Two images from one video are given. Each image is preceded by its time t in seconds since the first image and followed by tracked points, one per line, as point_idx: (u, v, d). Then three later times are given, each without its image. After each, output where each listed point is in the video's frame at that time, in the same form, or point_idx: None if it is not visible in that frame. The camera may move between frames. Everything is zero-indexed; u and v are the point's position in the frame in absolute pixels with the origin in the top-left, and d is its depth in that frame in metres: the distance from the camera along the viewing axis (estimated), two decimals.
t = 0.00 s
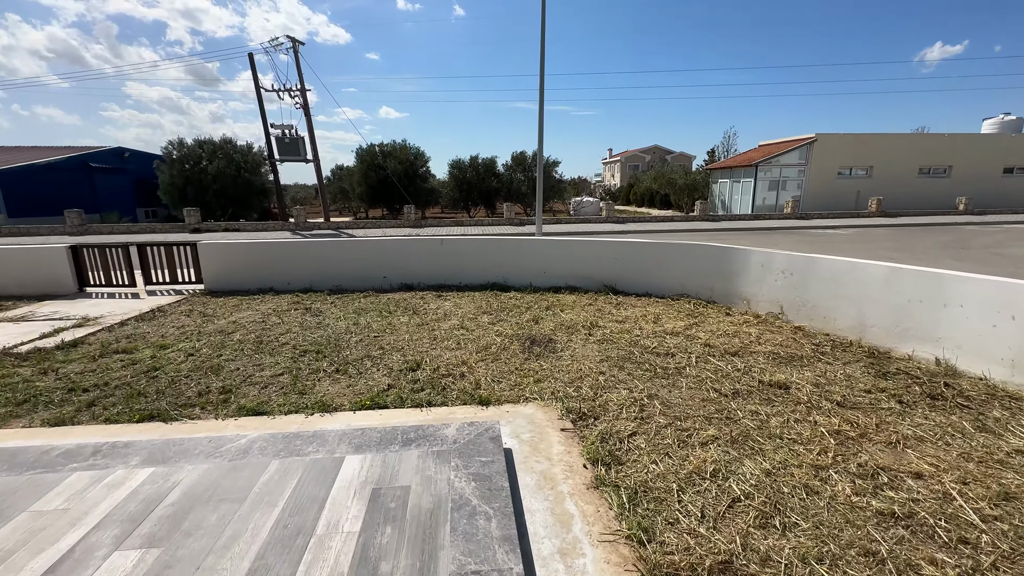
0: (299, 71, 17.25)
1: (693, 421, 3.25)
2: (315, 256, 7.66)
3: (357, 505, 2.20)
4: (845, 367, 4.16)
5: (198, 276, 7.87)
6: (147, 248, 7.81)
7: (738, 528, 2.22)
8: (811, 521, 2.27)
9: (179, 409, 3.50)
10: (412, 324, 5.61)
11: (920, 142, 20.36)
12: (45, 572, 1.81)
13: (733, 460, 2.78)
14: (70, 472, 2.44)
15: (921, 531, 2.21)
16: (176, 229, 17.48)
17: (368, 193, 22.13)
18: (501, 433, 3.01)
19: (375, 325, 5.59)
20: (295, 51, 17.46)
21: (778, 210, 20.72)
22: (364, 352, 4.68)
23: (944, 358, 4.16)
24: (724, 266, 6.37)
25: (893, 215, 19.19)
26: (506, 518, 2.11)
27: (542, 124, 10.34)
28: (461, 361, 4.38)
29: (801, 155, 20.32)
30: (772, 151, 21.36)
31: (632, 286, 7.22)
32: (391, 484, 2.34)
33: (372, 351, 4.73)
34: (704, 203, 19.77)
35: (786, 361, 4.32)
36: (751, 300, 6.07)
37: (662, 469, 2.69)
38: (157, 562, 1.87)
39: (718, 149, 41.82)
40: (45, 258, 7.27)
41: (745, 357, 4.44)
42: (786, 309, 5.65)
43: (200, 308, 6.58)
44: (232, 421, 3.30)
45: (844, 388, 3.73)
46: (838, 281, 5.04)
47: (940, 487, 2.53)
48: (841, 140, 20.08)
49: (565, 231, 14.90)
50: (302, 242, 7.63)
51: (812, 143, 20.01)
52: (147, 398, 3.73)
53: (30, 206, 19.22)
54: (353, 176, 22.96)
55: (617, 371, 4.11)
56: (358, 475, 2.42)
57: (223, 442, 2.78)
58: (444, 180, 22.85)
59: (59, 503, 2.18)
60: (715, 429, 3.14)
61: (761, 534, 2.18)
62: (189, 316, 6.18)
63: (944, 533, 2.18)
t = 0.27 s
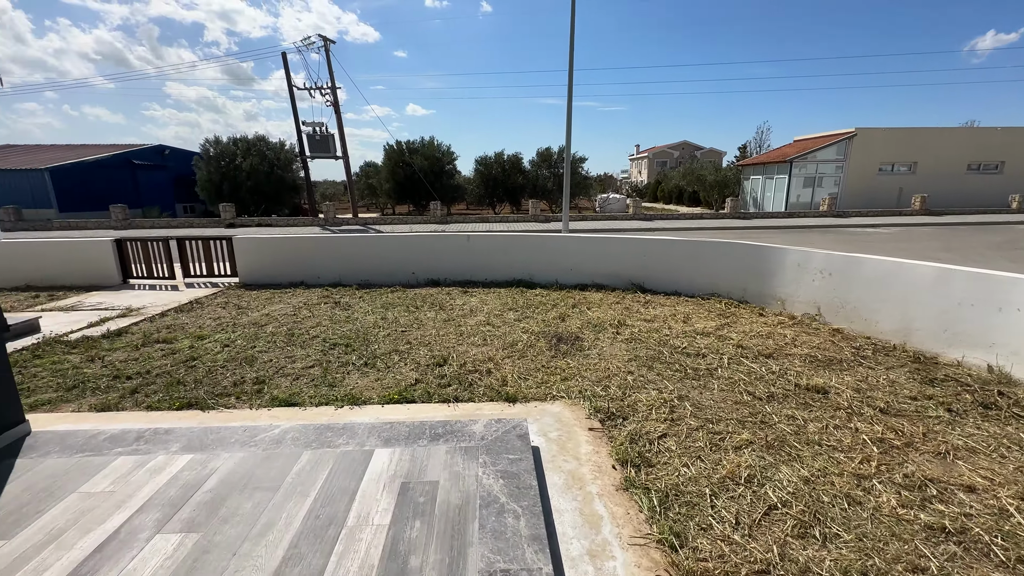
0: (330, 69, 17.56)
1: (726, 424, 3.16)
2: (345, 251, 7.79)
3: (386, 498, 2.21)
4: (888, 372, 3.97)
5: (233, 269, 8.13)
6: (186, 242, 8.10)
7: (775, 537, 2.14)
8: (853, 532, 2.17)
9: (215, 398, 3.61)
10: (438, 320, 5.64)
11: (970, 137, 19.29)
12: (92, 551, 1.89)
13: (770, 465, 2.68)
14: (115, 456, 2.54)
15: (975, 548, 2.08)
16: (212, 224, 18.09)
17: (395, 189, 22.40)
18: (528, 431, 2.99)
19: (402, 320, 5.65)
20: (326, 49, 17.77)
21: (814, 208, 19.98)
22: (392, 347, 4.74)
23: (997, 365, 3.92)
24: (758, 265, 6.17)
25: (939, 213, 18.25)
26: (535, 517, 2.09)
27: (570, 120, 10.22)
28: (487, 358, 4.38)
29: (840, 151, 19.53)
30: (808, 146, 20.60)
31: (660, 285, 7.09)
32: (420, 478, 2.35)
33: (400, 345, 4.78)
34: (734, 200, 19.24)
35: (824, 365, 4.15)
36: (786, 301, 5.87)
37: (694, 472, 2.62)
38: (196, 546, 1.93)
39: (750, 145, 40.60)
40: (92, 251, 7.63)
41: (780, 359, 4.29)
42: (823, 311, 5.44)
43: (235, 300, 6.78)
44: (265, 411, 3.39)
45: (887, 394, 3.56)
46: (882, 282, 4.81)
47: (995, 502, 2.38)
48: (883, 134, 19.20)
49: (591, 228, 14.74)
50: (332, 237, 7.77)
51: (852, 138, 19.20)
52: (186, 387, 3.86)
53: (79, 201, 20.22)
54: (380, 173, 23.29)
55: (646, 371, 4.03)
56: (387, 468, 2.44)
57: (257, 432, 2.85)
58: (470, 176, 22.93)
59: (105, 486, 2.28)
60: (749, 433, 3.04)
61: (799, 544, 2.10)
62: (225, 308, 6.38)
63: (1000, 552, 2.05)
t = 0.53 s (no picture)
0: (358, 68, 17.81)
1: (757, 428, 3.06)
2: (371, 247, 7.89)
3: (410, 493, 2.22)
4: (932, 379, 3.77)
5: (264, 264, 8.35)
6: (220, 237, 8.36)
7: (810, 548, 2.06)
8: (895, 547, 2.06)
9: (246, 389, 3.71)
10: (462, 316, 5.65)
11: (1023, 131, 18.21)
12: (130, 534, 1.95)
13: (804, 473, 2.58)
14: (152, 443, 2.63)
15: None
16: (245, 220, 18.64)
17: (421, 186, 22.58)
18: (553, 430, 2.97)
19: (427, 316, 5.68)
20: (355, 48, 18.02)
21: (850, 206, 19.17)
22: (416, 342, 4.78)
23: None
24: (792, 265, 5.96)
25: (986, 212, 17.32)
26: (559, 518, 2.07)
27: (597, 116, 10.10)
28: (511, 355, 4.36)
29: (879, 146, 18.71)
30: (845, 141, 19.81)
31: (688, 284, 6.93)
32: (444, 474, 2.36)
33: (424, 341, 4.81)
34: (766, 198, 18.68)
35: (862, 370, 3.98)
36: (821, 302, 5.66)
37: (723, 478, 2.54)
38: (227, 534, 1.97)
39: (782, 139, 39.42)
40: (133, 245, 7.95)
41: (815, 363, 4.13)
42: (861, 313, 5.21)
43: (266, 294, 6.96)
44: (293, 403, 3.45)
45: (931, 402, 3.38)
46: (926, 284, 4.57)
47: None
48: (927, 129, 18.31)
49: (616, 225, 14.53)
50: (359, 233, 7.88)
51: (893, 132, 18.37)
52: (218, 377, 3.98)
53: (121, 197, 21.13)
54: (406, 170, 23.52)
55: (673, 372, 3.94)
56: (411, 463, 2.45)
57: (286, 423, 2.90)
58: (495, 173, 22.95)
59: (143, 471, 2.36)
60: (782, 438, 2.93)
61: (837, 557, 2.01)
62: (256, 302, 6.55)
63: None
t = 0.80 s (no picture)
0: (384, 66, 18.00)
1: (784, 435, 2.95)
2: (394, 243, 7.95)
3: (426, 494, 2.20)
4: (980, 389, 3.54)
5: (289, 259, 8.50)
6: (248, 232, 8.55)
7: (847, 568, 1.93)
8: (940, 571, 1.92)
9: (269, 383, 3.76)
10: (482, 314, 5.62)
11: None
12: (151, 526, 1.98)
13: (839, 486, 2.44)
14: (176, 435, 2.68)
15: None
16: (273, 216, 19.08)
17: (444, 183, 22.70)
18: (571, 433, 2.89)
19: (447, 313, 5.67)
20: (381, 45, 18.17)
21: (888, 204, 18.39)
22: (437, 339, 4.77)
23: None
24: (826, 265, 5.71)
25: None
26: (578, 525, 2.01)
27: (622, 112, 9.92)
28: (531, 354, 4.30)
29: (921, 142, 17.85)
30: (884, 137, 18.98)
31: (715, 285, 6.74)
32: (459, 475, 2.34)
33: (444, 338, 4.80)
34: (798, 196, 18.07)
35: (903, 377, 3.76)
36: (857, 306, 5.40)
37: (752, 489, 2.42)
38: (245, 528, 1.98)
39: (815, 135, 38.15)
40: (166, 239, 8.20)
41: (850, 369, 3.93)
42: (901, 318, 4.95)
43: (291, 289, 7.08)
44: (314, 398, 3.48)
45: (979, 415, 3.17)
46: (973, 287, 4.28)
47: None
48: (974, 124, 17.38)
49: (639, 224, 14.29)
50: (382, 230, 7.94)
51: (937, 128, 17.50)
52: (243, 370, 4.06)
53: (157, 193, 21.91)
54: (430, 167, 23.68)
55: (698, 376, 3.81)
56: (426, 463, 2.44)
57: (305, 419, 2.93)
58: (518, 170, 22.88)
59: (166, 463, 2.40)
60: (815, 449, 2.78)
61: None
62: (281, 296, 6.67)
63: None
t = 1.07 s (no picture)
0: (408, 63, 18.08)
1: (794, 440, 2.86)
2: (414, 240, 7.94)
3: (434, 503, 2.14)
4: None
5: (311, 255, 8.59)
6: (272, 228, 8.67)
7: None
8: None
9: (284, 380, 3.76)
10: (499, 313, 5.54)
11: None
12: (157, 525, 1.96)
13: (877, 509, 2.26)
14: (189, 432, 2.68)
15: None
16: (298, 212, 19.43)
17: (466, 181, 22.71)
18: (587, 440, 2.78)
19: (464, 312, 5.61)
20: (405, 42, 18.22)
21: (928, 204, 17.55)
22: (453, 338, 4.70)
23: None
24: (862, 268, 5.41)
25: None
26: (591, 542, 1.91)
27: (647, 108, 9.68)
28: (548, 356, 4.19)
29: (966, 138, 16.93)
30: (926, 133, 18.08)
31: (742, 287, 6.49)
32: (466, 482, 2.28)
33: (460, 337, 4.73)
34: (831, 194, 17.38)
35: (947, 390, 3.51)
36: (896, 311, 5.11)
37: (780, 508, 2.26)
38: (249, 532, 1.94)
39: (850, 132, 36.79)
40: (193, 234, 8.38)
41: (888, 380, 3.69)
42: (944, 325, 4.64)
43: (311, 285, 7.14)
44: (328, 396, 3.45)
45: None
46: None
47: None
48: None
49: (663, 223, 13.97)
50: (402, 227, 7.95)
51: (984, 123, 16.57)
52: (260, 366, 4.07)
53: (189, 189, 22.57)
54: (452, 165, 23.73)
55: (722, 383, 3.64)
56: (422, 461, 2.43)
57: (316, 419, 2.91)
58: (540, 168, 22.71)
59: (177, 460, 2.39)
60: (850, 466, 2.60)
61: None
62: (302, 292, 6.73)
63: None
